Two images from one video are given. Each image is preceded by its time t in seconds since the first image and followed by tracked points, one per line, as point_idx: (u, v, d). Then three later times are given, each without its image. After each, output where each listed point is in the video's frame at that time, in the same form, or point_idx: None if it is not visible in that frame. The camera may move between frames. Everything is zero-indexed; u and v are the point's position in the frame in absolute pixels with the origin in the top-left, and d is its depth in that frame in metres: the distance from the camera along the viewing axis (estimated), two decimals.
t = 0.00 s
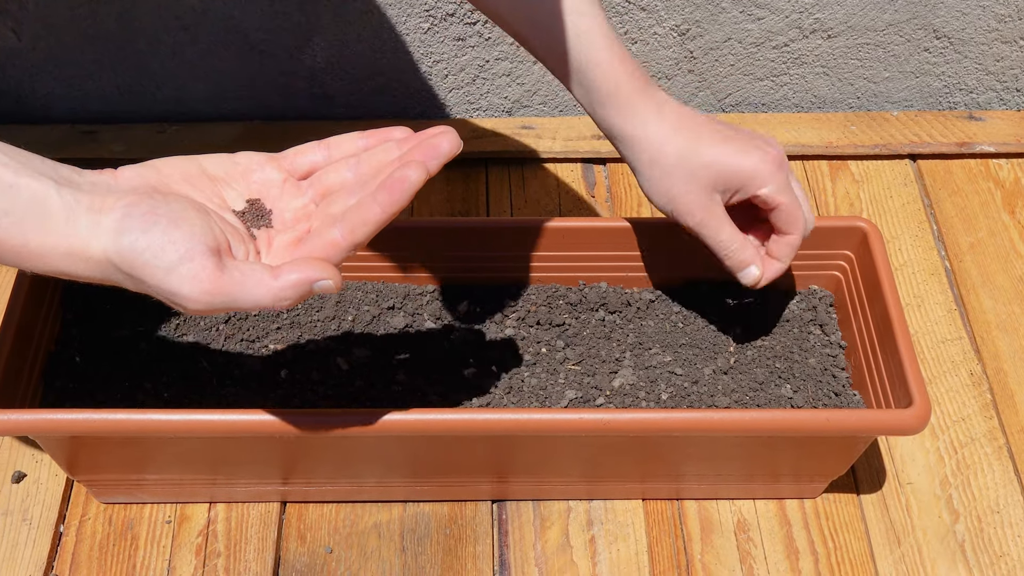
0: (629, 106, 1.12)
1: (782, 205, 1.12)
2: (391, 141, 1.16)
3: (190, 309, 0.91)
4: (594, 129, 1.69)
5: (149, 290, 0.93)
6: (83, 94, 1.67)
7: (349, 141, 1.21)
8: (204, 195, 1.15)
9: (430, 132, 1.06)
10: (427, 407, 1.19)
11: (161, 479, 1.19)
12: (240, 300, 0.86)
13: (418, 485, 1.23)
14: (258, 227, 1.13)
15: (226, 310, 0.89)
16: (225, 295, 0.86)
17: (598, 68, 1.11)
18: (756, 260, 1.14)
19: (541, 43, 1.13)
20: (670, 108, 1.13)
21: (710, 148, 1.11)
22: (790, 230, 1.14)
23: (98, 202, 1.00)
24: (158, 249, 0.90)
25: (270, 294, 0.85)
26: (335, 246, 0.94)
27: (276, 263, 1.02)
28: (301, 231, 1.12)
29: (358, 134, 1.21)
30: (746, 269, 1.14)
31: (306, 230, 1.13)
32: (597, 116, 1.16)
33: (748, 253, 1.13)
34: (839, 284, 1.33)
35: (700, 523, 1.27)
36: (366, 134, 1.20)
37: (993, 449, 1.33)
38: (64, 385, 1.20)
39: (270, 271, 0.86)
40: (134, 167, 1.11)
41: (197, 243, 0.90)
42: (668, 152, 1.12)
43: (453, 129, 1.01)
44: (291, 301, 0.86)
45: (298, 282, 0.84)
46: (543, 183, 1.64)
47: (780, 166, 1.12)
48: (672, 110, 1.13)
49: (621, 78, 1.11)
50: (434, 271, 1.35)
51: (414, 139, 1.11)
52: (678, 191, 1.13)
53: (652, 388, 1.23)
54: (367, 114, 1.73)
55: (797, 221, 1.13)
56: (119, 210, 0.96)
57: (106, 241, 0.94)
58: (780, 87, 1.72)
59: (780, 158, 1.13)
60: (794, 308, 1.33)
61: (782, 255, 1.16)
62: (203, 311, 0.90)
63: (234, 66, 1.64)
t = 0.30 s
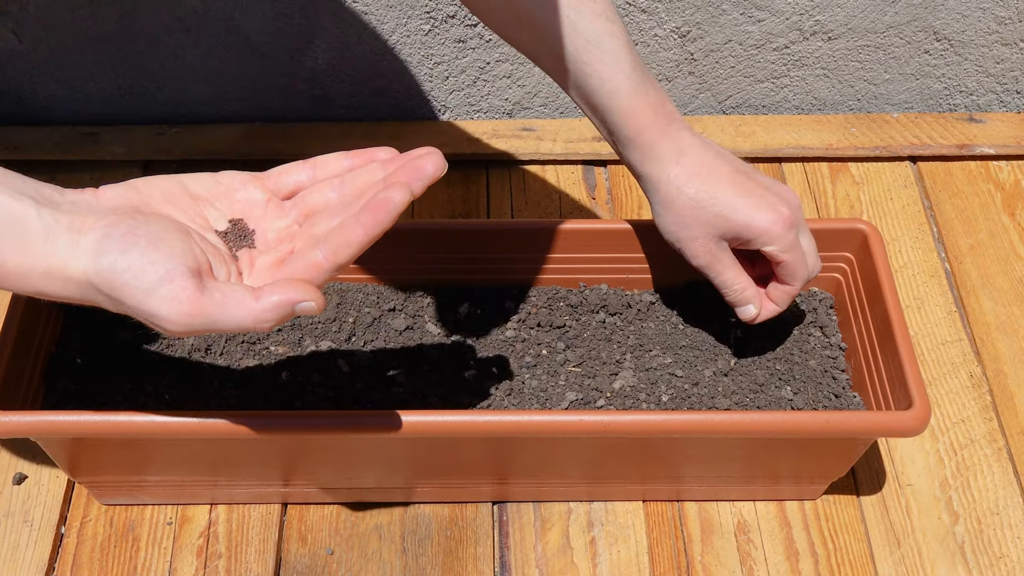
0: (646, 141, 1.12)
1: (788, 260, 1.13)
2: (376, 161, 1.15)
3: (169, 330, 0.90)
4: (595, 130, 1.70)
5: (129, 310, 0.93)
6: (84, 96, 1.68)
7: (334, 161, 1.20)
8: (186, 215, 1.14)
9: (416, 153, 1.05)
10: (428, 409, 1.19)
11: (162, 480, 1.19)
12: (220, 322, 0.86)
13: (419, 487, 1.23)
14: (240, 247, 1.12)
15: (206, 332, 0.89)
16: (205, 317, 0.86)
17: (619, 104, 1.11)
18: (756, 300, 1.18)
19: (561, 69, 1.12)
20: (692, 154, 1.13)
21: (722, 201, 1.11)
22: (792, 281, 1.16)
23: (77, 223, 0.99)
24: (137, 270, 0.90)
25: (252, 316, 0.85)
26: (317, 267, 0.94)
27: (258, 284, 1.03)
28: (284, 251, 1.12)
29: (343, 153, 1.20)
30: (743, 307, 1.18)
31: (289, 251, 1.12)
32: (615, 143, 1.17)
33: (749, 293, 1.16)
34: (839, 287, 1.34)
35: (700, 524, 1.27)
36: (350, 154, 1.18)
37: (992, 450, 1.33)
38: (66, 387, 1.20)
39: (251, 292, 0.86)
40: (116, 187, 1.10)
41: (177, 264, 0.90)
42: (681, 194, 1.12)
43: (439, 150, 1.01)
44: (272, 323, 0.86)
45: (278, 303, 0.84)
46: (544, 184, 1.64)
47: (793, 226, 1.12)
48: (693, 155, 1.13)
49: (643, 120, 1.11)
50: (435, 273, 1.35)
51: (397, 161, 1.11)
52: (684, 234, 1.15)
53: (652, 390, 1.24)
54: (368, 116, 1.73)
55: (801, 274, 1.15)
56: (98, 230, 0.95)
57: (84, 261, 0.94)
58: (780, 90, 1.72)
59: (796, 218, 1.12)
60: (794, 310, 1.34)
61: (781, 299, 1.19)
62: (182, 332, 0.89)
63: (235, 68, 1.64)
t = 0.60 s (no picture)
0: (642, 145, 1.12)
1: (778, 272, 1.13)
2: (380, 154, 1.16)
3: (177, 323, 0.91)
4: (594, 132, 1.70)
5: (136, 303, 0.93)
6: (85, 97, 1.68)
7: (336, 154, 1.22)
8: (191, 207, 1.14)
9: (419, 144, 1.05)
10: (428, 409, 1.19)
11: (163, 480, 1.20)
12: (227, 314, 0.86)
13: (418, 487, 1.23)
14: (245, 239, 1.12)
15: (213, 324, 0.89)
16: (212, 309, 0.86)
17: (614, 108, 1.11)
18: (737, 316, 1.17)
19: (558, 71, 1.12)
20: (686, 160, 1.13)
21: (714, 208, 1.11)
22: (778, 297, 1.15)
23: (84, 217, 0.99)
24: (144, 263, 0.90)
25: (258, 307, 0.85)
26: (323, 259, 0.94)
27: (263, 276, 1.02)
28: (288, 243, 1.11)
29: (346, 147, 1.22)
30: (725, 322, 1.18)
31: (294, 242, 1.12)
32: (610, 148, 1.17)
33: (731, 309, 1.16)
34: (838, 288, 1.34)
35: (699, 525, 1.27)
36: (353, 148, 1.21)
37: (991, 451, 1.33)
38: (67, 387, 1.20)
39: (258, 284, 0.86)
40: (122, 182, 1.11)
41: (184, 256, 0.90)
42: (675, 199, 1.13)
43: (441, 142, 1.01)
44: (279, 313, 0.86)
45: (285, 294, 0.84)
46: (544, 186, 1.64)
47: (785, 236, 1.11)
48: (688, 159, 1.13)
49: (638, 123, 1.11)
50: (434, 274, 1.35)
51: (401, 153, 1.11)
52: (674, 241, 1.15)
53: (652, 391, 1.24)
54: (368, 118, 1.74)
55: (790, 287, 1.14)
56: (105, 224, 0.95)
57: (92, 255, 0.94)
58: (780, 91, 1.73)
59: (788, 229, 1.12)
60: (793, 311, 1.34)
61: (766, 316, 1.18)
62: (190, 324, 0.90)
63: (235, 70, 1.64)
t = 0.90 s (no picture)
0: (639, 139, 1.12)
1: (776, 265, 1.13)
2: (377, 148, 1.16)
3: (176, 318, 0.91)
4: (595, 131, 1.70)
5: (135, 299, 0.94)
6: (86, 97, 1.68)
7: (333, 150, 1.21)
8: (188, 204, 1.15)
9: (415, 139, 1.05)
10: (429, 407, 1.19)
11: (164, 479, 1.20)
12: (227, 308, 0.87)
13: (419, 486, 1.23)
14: (242, 235, 1.12)
15: (212, 319, 0.90)
16: (211, 304, 0.87)
17: (611, 102, 1.11)
18: (742, 307, 1.16)
19: (556, 67, 1.12)
20: (684, 153, 1.13)
21: (712, 201, 1.11)
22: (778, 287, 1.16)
23: (82, 213, 0.99)
24: (142, 259, 0.90)
25: (257, 302, 0.85)
26: (320, 254, 0.94)
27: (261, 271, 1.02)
28: (286, 238, 1.12)
29: (342, 142, 1.21)
30: (727, 314, 1.17)
31: (291, 238, 1.12)
32: (608, 143, 1.17)
33: (733, 300, 1.15)
34: (839, 287, 1.34)
35: (700, 524, 1.27)
36: (351, 143, 1.20)
37: (992, 450, 1.34)
38: (68, 385, 1.20)
39: (255, 279, 0.86)
40: (118, 178, 1.10)
41: (182, 252, 0.90)
42: (671, 193, 1.13)
43: (439, 137, 1.01)
44: (277, 308, 0.86)
45: (283, 289, 0.84)
46: (544, 185, 1.64)
47: (782, 230, 1.11)
48: (685, 153, 1.13)
49: (635, 118, 1.11)
50: (435, 273, 1.36)
51: (396, 149, 1.12)
52: (672, 234, 1.15)
53: (652, 390, 1.24)
54: (368, 117, 1.74)
55: (788, 280, 1.15)
56: (103, 221, 0.95)
57: (91, 251, 0.94)
58: (780, 91, 1.73)
59: (785, 223, 1.13)
60: (794, 310, 1.34)
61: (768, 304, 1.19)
62: (189, 319, 0.90)
63: (236, 69, 1.64)
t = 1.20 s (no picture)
0: (627, 121, 1.13)
1: (755, 248, 1.15)
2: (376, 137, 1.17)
3: (176, 307, 0.91)
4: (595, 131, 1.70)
5: (135, 288, 0.94)
6: (86, 96, 1.68)
7: (332, 139, 1.23)
8: (188, 194, 1.15)
9: (414, 128, 1.05)
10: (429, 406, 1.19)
11: (164, 478, 1.20)
12: (227, 297, 0.87)
13: (419, 485, 1.23)
14: (242, 224, 1.13)
15: (212, 308, 0.90)
16: (211, 293, 0.87)
17: (600, 85, 1.11)
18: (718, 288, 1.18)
19: (548, 50, 1.13)
20: (669, 134, 1.13)
21: (695, 183, 1.12)
22: (759, 270, 1.18)
23: (82, 203, 0.99)
24: (143, 249, 0.90)
25: (257, 291, 0.85)
26: (320, 242, 0.96)
27: (260, 260, 1.02)
28: (286, 228, 1.12)
29: (340, 132, 1.23)
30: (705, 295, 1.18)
31: (291, 227, 1.13)
32: (596, 123, 1.17)
33: (712, 280, 1.17)
34: (839, 286, 1.34)
35: (700, 523, 1.27)
36: (349, 134, 1.22)
37: (992, 449, 1.33)
38: (68, 383, 1.21)
39: (256, 268, 0.86)
40: (118, 169, 1.10)
41: (182, 241, 0.90)
42: (656, 174, 1.13)
43: (437, 126, 1.01)
44: (277, 297, 0.86)
45: (283, 278, 0.85)
46: (544, 185, 1.64)
47: (762, 215, 1.13)
48: (670, 134, 1.14)
49: (622, 100, 1.12)
50: (434, 272, 1.36)
51: (395, 136, 1.12)
52: (654, 213, 1.16)
53: (652, 389, 1.24)
54: (368, 117, 1.74)
55: (767, 262, 1.17)
56: (103, 211, 0.95)
57: (91, 241, 0.94)
58: (780, 90, 1.73)
59: (766, 207, 1.14)
60: (794, 309, 1.34)
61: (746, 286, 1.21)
62: (189, 309, 0.90)
63: (236, 69, 1.64)
